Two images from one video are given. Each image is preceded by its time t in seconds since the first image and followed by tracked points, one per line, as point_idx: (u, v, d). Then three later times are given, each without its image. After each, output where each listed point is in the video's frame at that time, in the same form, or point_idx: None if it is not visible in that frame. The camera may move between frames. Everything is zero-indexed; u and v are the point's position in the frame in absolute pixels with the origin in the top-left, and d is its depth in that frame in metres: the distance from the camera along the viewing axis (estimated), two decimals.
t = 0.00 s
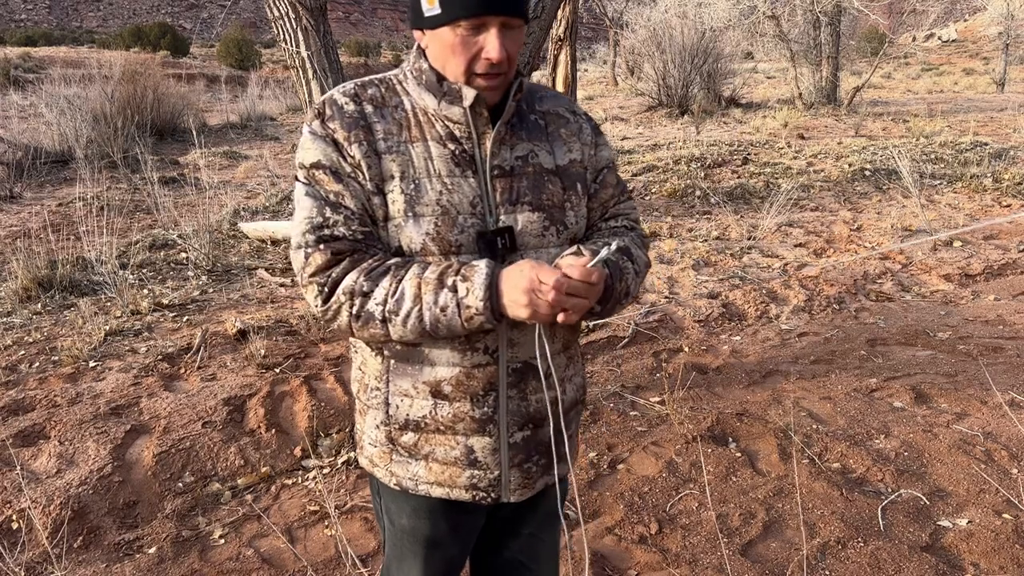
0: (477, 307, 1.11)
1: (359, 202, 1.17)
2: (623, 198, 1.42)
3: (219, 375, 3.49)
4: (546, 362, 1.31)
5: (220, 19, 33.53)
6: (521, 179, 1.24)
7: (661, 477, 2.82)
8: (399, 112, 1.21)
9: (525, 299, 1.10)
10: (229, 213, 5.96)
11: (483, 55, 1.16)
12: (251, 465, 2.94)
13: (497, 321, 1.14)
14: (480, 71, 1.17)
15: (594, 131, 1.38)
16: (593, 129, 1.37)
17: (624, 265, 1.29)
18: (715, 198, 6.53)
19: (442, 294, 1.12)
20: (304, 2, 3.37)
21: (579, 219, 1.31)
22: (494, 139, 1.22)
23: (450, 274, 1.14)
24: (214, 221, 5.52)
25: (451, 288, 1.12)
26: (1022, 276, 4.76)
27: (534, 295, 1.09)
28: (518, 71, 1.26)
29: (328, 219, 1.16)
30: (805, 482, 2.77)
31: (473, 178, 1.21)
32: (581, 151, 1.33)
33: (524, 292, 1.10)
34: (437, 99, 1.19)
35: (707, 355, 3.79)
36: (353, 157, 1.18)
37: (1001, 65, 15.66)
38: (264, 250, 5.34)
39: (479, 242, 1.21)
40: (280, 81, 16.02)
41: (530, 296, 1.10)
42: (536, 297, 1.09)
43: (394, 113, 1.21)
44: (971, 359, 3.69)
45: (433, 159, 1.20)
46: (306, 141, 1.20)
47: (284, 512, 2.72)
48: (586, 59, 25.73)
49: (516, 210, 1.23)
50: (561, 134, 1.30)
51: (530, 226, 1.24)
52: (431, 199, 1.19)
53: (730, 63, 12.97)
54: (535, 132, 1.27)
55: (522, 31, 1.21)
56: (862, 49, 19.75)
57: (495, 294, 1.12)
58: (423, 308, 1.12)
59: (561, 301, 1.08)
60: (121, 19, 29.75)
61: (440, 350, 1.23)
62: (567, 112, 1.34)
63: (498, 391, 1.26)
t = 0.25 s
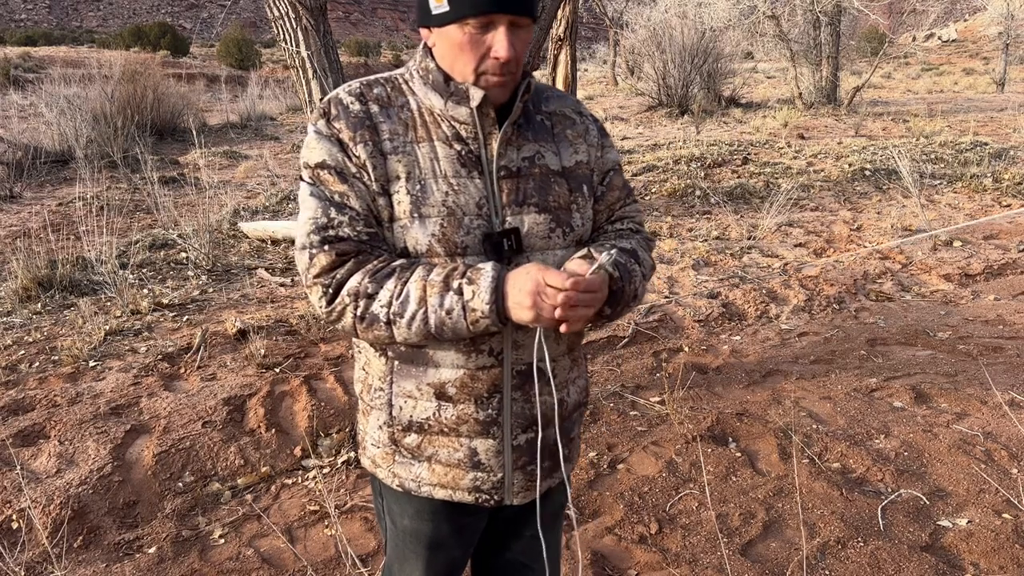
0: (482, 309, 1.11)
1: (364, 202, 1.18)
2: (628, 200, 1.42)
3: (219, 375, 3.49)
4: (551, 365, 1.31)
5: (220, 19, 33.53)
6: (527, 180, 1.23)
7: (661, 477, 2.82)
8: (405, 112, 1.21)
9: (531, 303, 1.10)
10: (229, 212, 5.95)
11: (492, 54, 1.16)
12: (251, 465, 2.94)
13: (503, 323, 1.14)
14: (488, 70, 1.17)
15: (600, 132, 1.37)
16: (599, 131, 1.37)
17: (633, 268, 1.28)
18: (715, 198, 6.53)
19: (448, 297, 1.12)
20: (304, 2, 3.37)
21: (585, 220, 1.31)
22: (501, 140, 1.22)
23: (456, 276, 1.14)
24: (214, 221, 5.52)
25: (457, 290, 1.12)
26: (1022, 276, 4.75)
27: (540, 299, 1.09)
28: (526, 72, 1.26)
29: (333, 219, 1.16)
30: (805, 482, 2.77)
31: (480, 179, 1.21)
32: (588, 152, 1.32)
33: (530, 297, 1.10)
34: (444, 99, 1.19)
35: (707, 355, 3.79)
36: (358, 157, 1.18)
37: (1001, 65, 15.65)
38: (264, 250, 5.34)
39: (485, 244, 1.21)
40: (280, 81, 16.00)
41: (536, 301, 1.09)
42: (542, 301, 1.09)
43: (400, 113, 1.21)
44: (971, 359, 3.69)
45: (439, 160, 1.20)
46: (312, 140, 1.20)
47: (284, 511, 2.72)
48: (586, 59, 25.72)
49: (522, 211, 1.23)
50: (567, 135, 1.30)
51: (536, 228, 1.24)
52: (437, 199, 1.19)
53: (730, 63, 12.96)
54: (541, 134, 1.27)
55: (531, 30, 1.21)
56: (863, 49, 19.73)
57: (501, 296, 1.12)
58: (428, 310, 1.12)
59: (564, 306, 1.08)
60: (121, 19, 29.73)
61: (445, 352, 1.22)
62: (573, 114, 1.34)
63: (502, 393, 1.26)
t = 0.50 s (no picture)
0: (483, 311, 1.11)
1: (366, 202, 1.17)
2: (632, 201, 1.42)
3: (219, 375, 3.49)
4: (553, 365, 1.32)
5: (220, 19, 33.52)
6: (531, 181, 1.23)
7: (661, 477, 2.82)
8: (408, 112, 1.21)
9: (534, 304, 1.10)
10: (229, 212, 5.95)
11: (495, 54, 1.16)
12: (251, 465, 2.94)
13: (504, 325, 1.14)
14: (491, 70, 1.17)
15: (604, 133, 1.38)
16: (603, 131, 1.37)
17: (638, 268, 1.28)
18: (715, 198, 6.53)
19: (450, 297, 1.12)
20: (304, 2, 3.37)
21: (589, 221, 1.30)
22: (504, 140, 1.22)
23: (458, 277, 1.14)
24: (214, 221, 5.52)
25: (459, 291, 1.12)
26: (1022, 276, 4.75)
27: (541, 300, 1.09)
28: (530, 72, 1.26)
29: (335, 219, 1.16)
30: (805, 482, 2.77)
31: (483, 179, 1.21)
32: (591, 153, 1.33)
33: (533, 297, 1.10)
34: (447, 99, 1.19)
35: (707, 355, 3.79)
36: (361, 157, 1.18)
37: (1001, 65, 15.64)
38: (264, 250, 5.34)
39: (488, 245, 1.21)
40: (280, 81, 15.99)
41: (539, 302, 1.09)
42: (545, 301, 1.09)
43: (403, 113, 1.21)
44: (971, 359, 3.69)
45: (443, 160, 1.20)
46: (314, 140, 1.19)
47: (284, 511, 2.72)
48: (586, 58, 25.71)
49: (526, 212, 1.23)
50: (571, 135, 1.30)
51: (540, 229, 1.24)
52: (440, 200, 1.19)
53: (730, 63, 12.96)
54: (545, 134, 1.27)
55: (534, 30, 1.21)
56: (863, 49, 19.71)
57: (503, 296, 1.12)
58: (430, 311, 1.12)
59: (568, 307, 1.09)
60: (121, 19, 29.72)
61: (448, 352, 1.22)
62: (577, 114, 1.34)
63: (505, 394, 1.26)
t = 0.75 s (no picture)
0: (478, 311, 1.10)
1: (364, 201, 1.17)
2: (632, 202, 1.42)
3: (219, 375, 3.49)
4: (553, 365, 1.32)
5: (220, 19, 33.51)
6: (532, 180, 1.23)
7: (661, 477, 2.83)
8: (409, 110, 1.21)
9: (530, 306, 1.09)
10: (229, 212, 5.95)
11: (491, 51, 1.16)
12: (251, 465, 2.94)
13: (499, 327, 1.13)
14: (488, 68, 1.17)
15: (605, 133, 1.37)
16: (604, 132, 1.37)
17: (640, 268, 1.28)
18: (715, 198, 6.53)
19: (445, 297, 1.11)
20: (304, 2, 3.36)
21: (590, 221, 1.30)
22: (505, 139, 1.22)
23: (454, 277, 1.13)
24: (214, 221, 5.52)
25: (455, 291, 1.11)
26: (1022, 276, 4.75)
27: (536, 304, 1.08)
28: (530, 71, 1.26)
29: (333, 218, 1.15)
30: (805, 482, 2.77)
31: (483, 178, 1.21)
32: (592, 153, 1.33)
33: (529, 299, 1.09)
34: (448, 98, 1.19)
35: (707, 355, 3.79)
36: (360, 155, 1.17)
37: (1001, 65, 15.64)
38: (264, 250, 5.34)
39: (488, 243, 1.21)
40: (279, 81, 15.98)
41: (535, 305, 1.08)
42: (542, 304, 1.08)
43: (405, 111, 1.21)
44: (971, 359, 3.69)
45: (443, 159, 1.20)
46: (315, 138, 1.19)
47: (284, 511, 2.72)
48: (587, 58, 25.71)
49: (526, 211, 1.23)
50: (572, 135, 1.30)
51: (540, 228, 1.23)
52: (440, 198, 1.19)
53: (730, 63, 12.96)
54: (546, 134, 1.27)
55: (532, 27, 1.21)
56: (863, 49, 19.71)
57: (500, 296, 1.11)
58: (426, 309, 1.11)
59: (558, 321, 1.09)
60: (121, 19, 29.72)
61: (449, 351, 1.22)
62: (578, 114, 1.34)
63: (505, 393, 1.26)
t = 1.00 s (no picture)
0: (442, 331, 1.09)
1: (351, 206, 1.19)
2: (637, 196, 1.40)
3: (219, 375, 3.49)
4: (553, 365, 1.30)
5: (220, 19, 33.50)
6: (530, 181, 1.23)
7: (661, 477, 2.83)
8: (407, 112, 1.21)
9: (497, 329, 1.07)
10: (229, 212, 5.95)
11: (477, 51, 1.14)
12: (251, 465, 2.94)
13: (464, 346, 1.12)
14: (475, 67, 1.16)
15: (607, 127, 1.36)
16: (605, 126, 1.35)
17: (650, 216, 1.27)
18: (715, 198, 6.53)
19: (412, 315, 1.11)
20: (304, 2, 3.37)
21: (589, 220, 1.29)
22: (503, 140, 1.21)
23: (423, 295, 1.12)
24: (214, 221, 5.52)
25: (421, 309, 1.10)
26: (1022, 275, 4.75)
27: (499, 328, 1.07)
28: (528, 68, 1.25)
29: (317, 225, 1.17)
30: (805, 482, 2.77)
31: (480, 179, 1.21)
32: (592, 151, 1.31)
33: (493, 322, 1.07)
34: (444, 99, 1.19)
35: (707, 355, 3.78)
36: (352, 158, 1.18)
37: (1001, 65, 15.64)
38: (264, 250, 5.34)
39: (486, 244, 1.20)
40: (279, 81, 15.97)
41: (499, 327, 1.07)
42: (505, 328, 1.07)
43: (403, 113, 1.21)
44: (971, 359, 3.69)
45: (441, 160, 1.20)
46: (309, 140, 1.21)
47: (284, 511, 2.72)
48: (587, 58, 25.70)
49: (524, 211, 1.23)
50: (571, 134, 1.29)
51: (538, 228, 1.24)
52: (437, 199, 1.19)
53: (730, 63, 12.96)
54: (544, 133, 1.26)
55: (524, 23, 1.18)
56: (863, 49, 19.70)
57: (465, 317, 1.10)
58: (394, 325, 1.11)
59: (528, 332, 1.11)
60: (121, 19, 29.72)
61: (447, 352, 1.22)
62: (578, 111, 1.32)
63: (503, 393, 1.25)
